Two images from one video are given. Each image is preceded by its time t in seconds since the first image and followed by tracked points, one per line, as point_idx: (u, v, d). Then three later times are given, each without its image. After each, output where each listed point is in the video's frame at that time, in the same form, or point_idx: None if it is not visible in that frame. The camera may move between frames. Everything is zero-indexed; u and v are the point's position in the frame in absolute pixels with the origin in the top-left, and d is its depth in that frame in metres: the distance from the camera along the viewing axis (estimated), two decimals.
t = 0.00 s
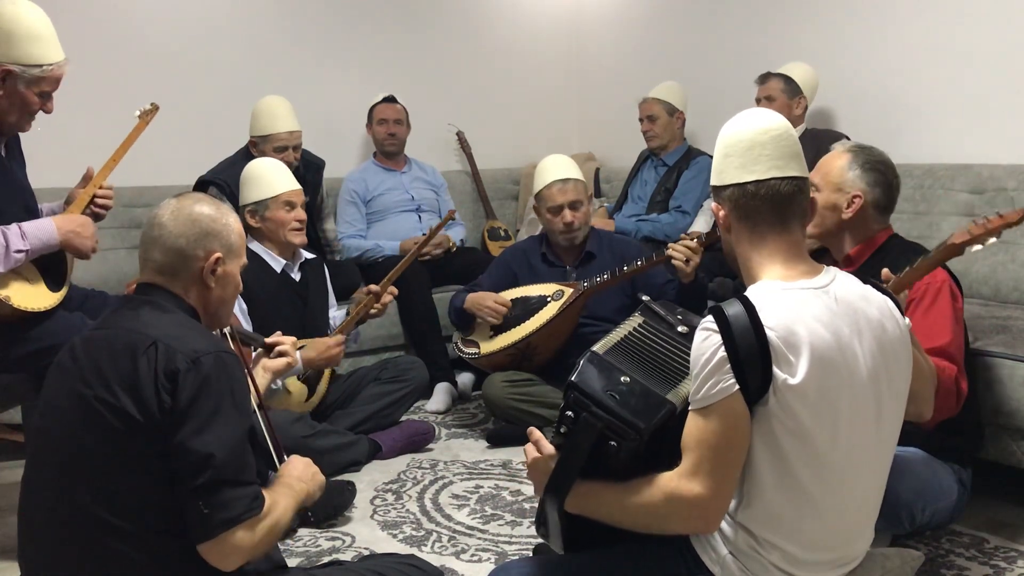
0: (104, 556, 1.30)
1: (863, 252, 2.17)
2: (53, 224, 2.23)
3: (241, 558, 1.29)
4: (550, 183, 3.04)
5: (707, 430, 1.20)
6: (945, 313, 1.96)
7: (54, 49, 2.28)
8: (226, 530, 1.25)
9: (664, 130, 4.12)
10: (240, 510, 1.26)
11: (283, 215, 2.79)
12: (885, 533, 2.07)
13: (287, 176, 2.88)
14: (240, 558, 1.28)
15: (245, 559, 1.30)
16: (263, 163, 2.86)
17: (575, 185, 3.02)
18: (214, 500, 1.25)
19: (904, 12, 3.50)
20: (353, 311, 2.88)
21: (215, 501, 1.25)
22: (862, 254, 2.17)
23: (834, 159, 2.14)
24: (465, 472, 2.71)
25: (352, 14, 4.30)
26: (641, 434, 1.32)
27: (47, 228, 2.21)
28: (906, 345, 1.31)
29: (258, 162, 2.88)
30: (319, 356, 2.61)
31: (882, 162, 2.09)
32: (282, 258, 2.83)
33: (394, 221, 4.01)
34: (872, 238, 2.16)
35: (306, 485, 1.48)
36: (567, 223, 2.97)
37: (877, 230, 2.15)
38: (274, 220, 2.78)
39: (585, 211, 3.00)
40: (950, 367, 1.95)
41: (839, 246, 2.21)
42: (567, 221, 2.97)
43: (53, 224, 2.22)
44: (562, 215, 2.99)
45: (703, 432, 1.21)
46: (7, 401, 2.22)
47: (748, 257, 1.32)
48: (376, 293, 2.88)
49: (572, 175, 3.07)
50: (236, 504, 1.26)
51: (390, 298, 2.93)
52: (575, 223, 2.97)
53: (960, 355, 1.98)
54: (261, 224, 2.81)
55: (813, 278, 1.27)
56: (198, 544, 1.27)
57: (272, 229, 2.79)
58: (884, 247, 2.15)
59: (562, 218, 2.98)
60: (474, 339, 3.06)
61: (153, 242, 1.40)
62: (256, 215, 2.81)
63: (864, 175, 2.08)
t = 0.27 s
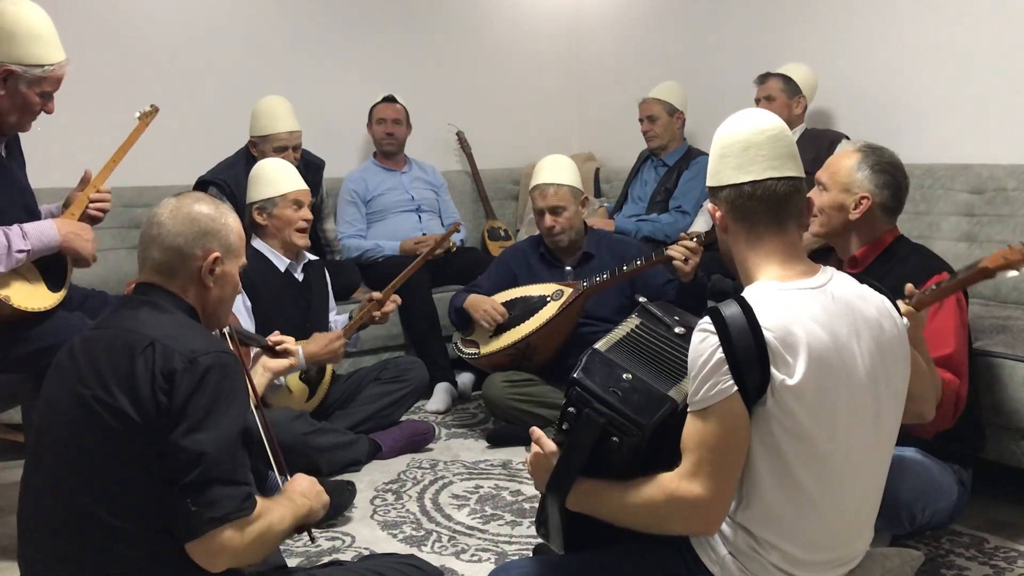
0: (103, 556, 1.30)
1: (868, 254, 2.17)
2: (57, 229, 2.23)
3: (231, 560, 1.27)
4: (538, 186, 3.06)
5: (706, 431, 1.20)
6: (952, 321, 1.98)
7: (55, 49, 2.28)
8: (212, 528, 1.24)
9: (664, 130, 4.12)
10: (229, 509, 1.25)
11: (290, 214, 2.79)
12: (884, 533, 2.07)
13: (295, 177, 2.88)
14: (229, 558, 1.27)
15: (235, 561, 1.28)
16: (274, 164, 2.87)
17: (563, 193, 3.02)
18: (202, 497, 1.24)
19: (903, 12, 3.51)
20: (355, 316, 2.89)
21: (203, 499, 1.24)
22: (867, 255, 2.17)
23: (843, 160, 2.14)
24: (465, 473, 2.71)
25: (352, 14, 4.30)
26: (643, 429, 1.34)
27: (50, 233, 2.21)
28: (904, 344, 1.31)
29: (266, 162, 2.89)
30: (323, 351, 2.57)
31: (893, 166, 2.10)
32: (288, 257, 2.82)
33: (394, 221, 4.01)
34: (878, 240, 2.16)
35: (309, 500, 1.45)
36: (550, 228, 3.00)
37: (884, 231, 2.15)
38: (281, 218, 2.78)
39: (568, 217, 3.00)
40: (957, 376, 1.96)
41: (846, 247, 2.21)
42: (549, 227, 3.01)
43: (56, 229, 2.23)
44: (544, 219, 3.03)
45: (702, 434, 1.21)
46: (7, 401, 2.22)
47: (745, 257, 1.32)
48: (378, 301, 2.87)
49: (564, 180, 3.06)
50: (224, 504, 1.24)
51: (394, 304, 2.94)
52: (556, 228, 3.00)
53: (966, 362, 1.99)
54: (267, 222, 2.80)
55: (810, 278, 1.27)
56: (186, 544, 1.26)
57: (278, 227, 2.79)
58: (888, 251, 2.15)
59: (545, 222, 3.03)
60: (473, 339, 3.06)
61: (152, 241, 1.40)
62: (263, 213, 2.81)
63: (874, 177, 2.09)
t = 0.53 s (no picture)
0: (103, 556, 1.30)
1: (876, 257, 2.18)
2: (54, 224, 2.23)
3: (225, 560, 1.25)
4: (533, 185, 3.07)
5: (705, 432, 1.20)
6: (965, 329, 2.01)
7: (55, 49, 2.28)
8: (201, 527, 1.23)
9: (664, 130, 4.12)
10: (218, 507, 1.23)
11: (288, 214, 2.79)
12: (884, 533, 2.07)
13: (294, 177, 2.88)
14: (220, 560, 1.25)
15: (225, 564, 1.26)
16: (274, 164, 2.87)
17: (555, 193, 3.01)
18: (192, 495, 1.23)
19: (903, 12, 3.51)
20: (355, 317, 2.88)
21: (192, 497, 1.23)
22: (874, 259, 2.18)
23: (852, 161, 2.14)
24: (465, 473, 2.71)
25: (352, 14, 4.30)
26: (647, 426, 1.34)
27: (48, 228, 2.21)
28: (904, 343, 1.31)
29: (269, 161, 2.89)
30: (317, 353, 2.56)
31: (902, 167, 2.10)
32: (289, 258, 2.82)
33: (394, 221, 4.01)
34: (885, 243, 2.16)
35: (311, 515, 1.43)
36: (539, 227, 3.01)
37: (892, 234, 2.15)
38: (279, 219, 2.78)
39: (558, 218, 2.98)
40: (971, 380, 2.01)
41: (854, 248, 2.22)
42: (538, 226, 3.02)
43: (54, 224, 2.23)
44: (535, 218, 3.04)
45: (701, 435, 1.21)
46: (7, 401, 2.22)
47: (743, 257, 1.32)
48: (380, 303, 2.88)
49: (561, 181, 3.05)
50: (214, 502, 1.23)
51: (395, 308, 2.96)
52: (545, 228, 3.01)
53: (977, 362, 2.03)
54: (266, 223, 2.81)
55: (809, 278, 1.27)
56: (177, 543, 1.25)
57: (276, 228, 2.79)
58: (895, 254, 2.16)
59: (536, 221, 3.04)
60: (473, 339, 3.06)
61: (153, 241, 1.40)
62: (261, 214, 2.81)
63: (883, 179, 2.09)
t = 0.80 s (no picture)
0: (105, 557, 1.30)
1: (885, 261, 2.16)
2: (55, 220, 2.24)
3: (230, 560, 1.26)
4: (531, 184, 3.07)
5: (706, 433, 1.20)
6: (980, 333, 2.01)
7: (57, 47, 2.28)
8: (211, 530, 1.24)
9: (664, 130, 4.12)
10: (226, 511, 1.24)
11: (277, 217, 2.78)
12: (884, 533, 2.07)
13: (279, 175, 2.87)
14: (226, 561, 1.26)
15: (232, 562, 1.27)
16: (258, 165, 2.86)
17: (553, 193, 3.00)
18: (199, 499, 1.24)
19: (903, 12, 3.51)
20: (356, 316, 2.89)
21: (201, 501, 1.24)
22: (884, 263, 2.17)
23: (863, 164, 2.14)
24: (465, 473, 2.71)
25: (352, 13, 4.30)
26: (651, 423, 1.34)
27: (48, 223, 2.21)
28: (904, 344, 1.31)
29: (252, 163, 2.87)
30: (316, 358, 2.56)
31: (913, 174, 2.11)
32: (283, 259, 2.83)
33: (394, 221, 4.02)
34: (894, 248, 2.16)
35: (305, 492, 1.45)
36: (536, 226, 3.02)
37: (901, 239, 2.15)
38: (269, 222, 2.78)
39: (556, 217, 2.98)
40: (986, 388, 2.03)
41: (863, 253, 2.21)
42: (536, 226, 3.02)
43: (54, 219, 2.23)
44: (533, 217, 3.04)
45: (702, 436, 1.21)
46: (7, 401, 2.22)
47: (744, 258, 1.32)
48: (381, 301, 2.89)
49: (560, 181, 3.04)
50: (222, 504, 1.24)
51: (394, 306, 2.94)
52: (543, 228, 3.01)
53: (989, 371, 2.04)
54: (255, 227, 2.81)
55: (809, 279, 1.27)
56: (184, 545, 1.25)
57: (267, 231, 2.79)
58: (903, 258, 2.15)
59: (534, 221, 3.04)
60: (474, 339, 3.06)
61: (155, 240, 1.41)
62: (251, 218, 2.81)
63: (895, 182, 2.09)
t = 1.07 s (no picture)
0: (110, 559, 1.30)
1: (891, 265, 2.17)
2: (56, 225, 2.23)
3: (247, 558, 1.29)
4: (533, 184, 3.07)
5: (708, 433, 1.20)
6: (985, 341, 2.02)
7: (56, 45, 2.28)
8: (235, 534, 1.26)
9: (664, 130, 4.12)
10: (249, 513, 1.27)
11: (265, 219, 2.77)
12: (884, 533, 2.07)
13: (264, 173, 2.83)
14: (245, 560, 1.29)
15: (250, 559, 1.30)
16: (246, 164, 2.83)
17: (554, 193, 3.00)
18: (222, 505, 1.25)
19: (903, 12, 3.51)
20: (355, 317, 2.89)
21: (223, 506, 1.25)
22: (890, 267, 2.17)
23: (872, 167, 2.14)
24: (465, 473, 2.71)
25: (352, 13, 4.30)
26: (657, 418, 1.34)
27: (48, 228, 2.21)
28: (904, 344, 1.31)
29: (240, 163, 2.85)
30: (310, 361, 2.58)
31: (922, 177, 2.11)
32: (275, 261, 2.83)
33: (394, 221, 4.02)
34: (901, 252, 2.16)
35: (298, 472, 1.47)
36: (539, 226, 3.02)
37: (909, 243, 2.15)
38: (256, 224, 2.76)
39: (557, 218, 2.98)
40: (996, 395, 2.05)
41: (870, 256, 2.21)
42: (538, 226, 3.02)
43: (55, 224, 2.23)
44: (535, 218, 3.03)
45: (704, 437, 1.21)
46: (7, 400, 2.22)
47: (745, 258, 1.32)
48: (381, 302, 2.88)
49: (561, 182, 3.03)
50: (244, 507, 1.26)
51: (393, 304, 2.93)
52: (545, 228, 3.01)
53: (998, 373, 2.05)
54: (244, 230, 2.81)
55: (809, 279, 1.27)
56: (204, 548, 1.27)
57: (257, 233, 2.78)
58: (910, 263, 2.15)
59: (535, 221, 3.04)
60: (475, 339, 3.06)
61: (156, 241, 1.41)
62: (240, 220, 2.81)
63: (904, 186, 2.09)
